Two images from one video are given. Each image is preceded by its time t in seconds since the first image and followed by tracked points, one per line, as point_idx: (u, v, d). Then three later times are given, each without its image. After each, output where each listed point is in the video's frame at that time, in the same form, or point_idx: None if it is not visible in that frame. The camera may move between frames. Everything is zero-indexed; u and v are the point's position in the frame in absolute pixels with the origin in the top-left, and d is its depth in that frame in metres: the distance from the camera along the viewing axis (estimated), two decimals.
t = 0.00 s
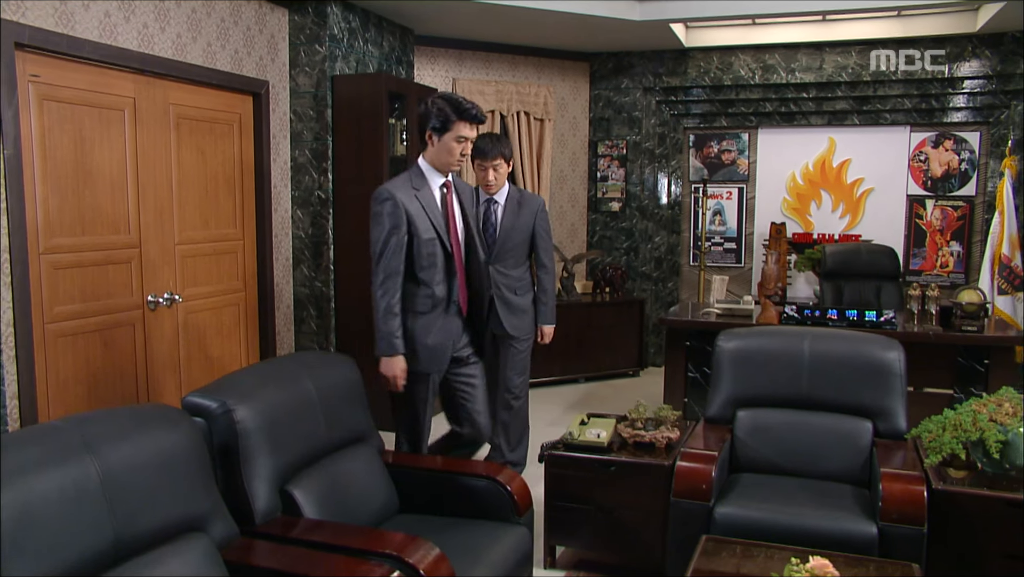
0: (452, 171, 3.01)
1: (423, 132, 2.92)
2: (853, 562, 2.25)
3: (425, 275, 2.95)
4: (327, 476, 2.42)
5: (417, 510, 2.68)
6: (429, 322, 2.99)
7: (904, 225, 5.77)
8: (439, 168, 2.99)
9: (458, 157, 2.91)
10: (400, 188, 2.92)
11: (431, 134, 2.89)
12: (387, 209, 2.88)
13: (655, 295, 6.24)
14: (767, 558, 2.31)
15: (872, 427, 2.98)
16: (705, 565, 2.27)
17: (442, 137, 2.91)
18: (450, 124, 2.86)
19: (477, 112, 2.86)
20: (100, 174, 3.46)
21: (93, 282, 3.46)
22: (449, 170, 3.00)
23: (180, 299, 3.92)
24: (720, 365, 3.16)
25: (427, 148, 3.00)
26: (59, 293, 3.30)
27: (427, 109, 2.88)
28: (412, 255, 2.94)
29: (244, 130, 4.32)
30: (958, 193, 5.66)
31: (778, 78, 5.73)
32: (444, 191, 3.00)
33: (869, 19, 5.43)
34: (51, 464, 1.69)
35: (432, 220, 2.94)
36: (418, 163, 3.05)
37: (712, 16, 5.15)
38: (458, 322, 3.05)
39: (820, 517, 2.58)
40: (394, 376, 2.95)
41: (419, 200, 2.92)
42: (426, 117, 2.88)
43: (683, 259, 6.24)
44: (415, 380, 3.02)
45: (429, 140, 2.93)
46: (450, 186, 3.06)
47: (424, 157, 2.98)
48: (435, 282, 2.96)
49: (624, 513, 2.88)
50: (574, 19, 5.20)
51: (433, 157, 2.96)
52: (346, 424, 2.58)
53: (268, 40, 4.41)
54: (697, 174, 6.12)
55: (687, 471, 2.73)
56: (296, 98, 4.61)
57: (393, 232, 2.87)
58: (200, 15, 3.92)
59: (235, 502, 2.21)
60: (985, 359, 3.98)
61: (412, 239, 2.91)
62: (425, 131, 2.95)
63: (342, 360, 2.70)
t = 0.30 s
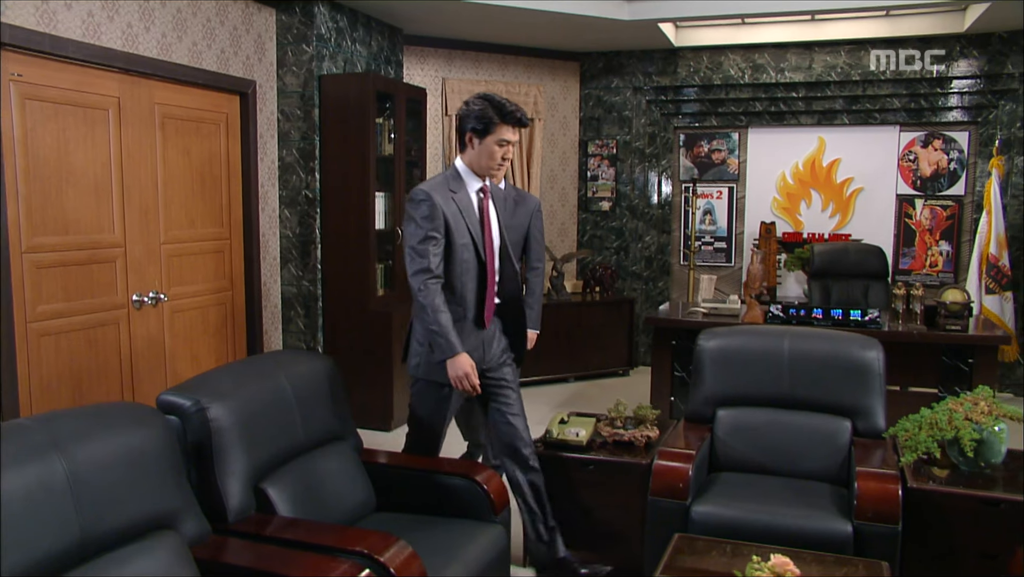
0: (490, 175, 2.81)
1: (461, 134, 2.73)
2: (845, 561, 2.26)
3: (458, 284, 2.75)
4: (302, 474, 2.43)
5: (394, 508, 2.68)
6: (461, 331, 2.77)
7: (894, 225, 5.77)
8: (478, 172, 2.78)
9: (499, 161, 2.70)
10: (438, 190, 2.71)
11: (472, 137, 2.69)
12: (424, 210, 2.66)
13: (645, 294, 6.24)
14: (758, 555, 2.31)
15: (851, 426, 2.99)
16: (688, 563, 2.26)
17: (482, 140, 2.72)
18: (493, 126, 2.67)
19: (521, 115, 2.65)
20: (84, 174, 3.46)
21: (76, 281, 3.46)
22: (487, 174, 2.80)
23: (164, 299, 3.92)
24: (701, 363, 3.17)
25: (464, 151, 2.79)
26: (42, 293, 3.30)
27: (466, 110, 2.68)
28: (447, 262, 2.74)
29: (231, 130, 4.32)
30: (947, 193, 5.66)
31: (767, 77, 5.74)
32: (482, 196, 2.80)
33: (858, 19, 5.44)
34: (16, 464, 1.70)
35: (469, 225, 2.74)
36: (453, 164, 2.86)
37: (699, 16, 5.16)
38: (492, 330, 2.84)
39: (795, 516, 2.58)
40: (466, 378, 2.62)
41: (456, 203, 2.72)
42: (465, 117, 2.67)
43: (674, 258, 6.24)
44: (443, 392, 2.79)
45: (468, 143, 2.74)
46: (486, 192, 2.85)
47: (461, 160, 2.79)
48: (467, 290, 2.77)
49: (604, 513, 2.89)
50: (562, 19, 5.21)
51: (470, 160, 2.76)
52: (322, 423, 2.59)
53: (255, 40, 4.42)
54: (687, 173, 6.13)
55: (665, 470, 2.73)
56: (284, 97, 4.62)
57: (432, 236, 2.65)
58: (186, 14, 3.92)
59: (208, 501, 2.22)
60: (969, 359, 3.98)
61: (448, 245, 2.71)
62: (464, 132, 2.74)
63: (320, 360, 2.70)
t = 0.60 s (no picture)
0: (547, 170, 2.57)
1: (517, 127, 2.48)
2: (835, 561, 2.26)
3: (521, 282, 2.52)
4: (277, 473, 2.44)
5: (371, 507, 2.70)
6: (524, 333, 2.55)
7: (883, 225, 5.77)
8: (536, 168, 2.53)
9: (555, 160, 2.44)
10: (496, 182, 2.49)
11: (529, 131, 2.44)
12: (480, 205, 2.45)
13: (635, 294, 6.24)
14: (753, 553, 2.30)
15: (829, 425, 2.99)
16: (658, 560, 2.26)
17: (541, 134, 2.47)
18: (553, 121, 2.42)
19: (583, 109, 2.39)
20: (68, 173, 3.47)
21: (60, 281, 3.47)
22: (546, 171, 2.55)
23: (150, 298, 3.93)
24: (681, 362, 3.18)
25: (522, 145, 2.55)
26: (25, 293, 3.31)
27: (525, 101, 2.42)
28: (507, 260, 2.51)
29: (218, 129, 4.33)
30: (935, 192, 5.66)
31: (756, 77, 5.75)
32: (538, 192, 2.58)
33: (846, 19, 5.45)
34: None
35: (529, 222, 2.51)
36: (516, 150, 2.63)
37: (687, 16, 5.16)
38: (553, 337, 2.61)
39: (770, 514, 2.59)
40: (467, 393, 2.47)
41: (516, 197, 2.49)
42: (522, 110, 2.43)
43: (664, 258, 6.24)
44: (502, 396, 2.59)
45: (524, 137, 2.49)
46: (543, 187, 2.63)
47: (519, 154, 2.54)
48: (532, 289, 2.53)
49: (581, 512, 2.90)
50: (550, 19, 5.21)
51: (527, 156, 2.51)
52: (298, 422, 2.60)
53: (241, 40, 4.43)
54: (677, 173, 6.13)
55: (641, 468, 2.72)
56: (270, 97, 4.63)
57: (488, 232, 2.44)
58: (171, 15, 3.93)
59: (182, 498, 2.23)
60: (953, 358, 4.00)
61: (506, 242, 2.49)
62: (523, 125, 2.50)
63: (298, 359, 2.72)
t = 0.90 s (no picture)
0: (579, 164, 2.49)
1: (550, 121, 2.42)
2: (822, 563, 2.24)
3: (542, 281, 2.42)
4: (252, 471, 2.45)
5: (347, 506, 2.71)
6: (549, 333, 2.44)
7: (872, 224, 5.78)
8: (570, 164, 2.47)
9: (586, 157, 2.39)
10: (520, 177, 2.42)
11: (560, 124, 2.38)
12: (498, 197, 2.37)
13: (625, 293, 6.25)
14: (737, 554, 2.27)
15: (808, 424, 3.00)
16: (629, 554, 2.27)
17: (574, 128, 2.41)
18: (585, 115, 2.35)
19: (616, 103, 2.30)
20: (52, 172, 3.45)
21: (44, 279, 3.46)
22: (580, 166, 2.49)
23: (136, 298, 3.93)
24: (662, 362, 3.19)
25: (557, 139, 2.49)
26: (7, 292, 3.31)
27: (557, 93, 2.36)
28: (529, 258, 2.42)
29: (204, 129, 4.33)
30: (924, 191, 5.66)
31: (745, 76, 5.76)
32: (570, 186, 2.50)
33: (833, 18, 5.47)
34: None
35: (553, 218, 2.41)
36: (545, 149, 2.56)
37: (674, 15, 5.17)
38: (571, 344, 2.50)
39: (744, 512, 2.60)
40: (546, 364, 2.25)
41: (541, 192, 2.41)
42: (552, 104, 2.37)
43: (654, 257, 6.25)
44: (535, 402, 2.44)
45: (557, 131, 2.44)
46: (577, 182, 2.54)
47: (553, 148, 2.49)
48: (552, 291, 2.44)
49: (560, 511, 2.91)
50: (538, 18, 5.23)
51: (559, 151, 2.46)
52: (274, 419, 2.61)
53: (228, 40, 4.45)
54: (667, 172, 6.15)
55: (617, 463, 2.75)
56: (257, 97, 4.65)
57: (510, 225, 2.35)
58: (155, 15, 3.94)
59: (155, 496, 2.24)
60: (937, 357, 4.01)
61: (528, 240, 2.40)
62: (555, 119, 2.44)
63: (275, 359, 2.72)
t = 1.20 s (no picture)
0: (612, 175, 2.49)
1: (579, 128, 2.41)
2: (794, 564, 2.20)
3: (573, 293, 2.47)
4: (226, 470, 2.46)
5: (324, 503, 2.73)
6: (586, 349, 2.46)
7: (859, 222, 5.78)
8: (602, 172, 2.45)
9: (619, 164, 2.36)
10: (553, 191, 2.41)
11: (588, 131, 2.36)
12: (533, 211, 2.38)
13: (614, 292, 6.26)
14: (727, 553, 2.25)
15: (786, 422, 3.01)
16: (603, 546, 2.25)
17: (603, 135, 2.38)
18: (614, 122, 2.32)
19: (644, 109, 2.26)
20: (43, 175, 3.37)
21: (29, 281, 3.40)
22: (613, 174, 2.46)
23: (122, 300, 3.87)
24: (642, 360, 3.19)
25: (589, 146, 2.46)
26: None
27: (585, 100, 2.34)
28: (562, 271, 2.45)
29: (189, 129, 4.31)
30: (911, 190, 5.67)
31: (733, 76, 5.78)
32: (604, 198, 2.51)
33: (819, 18, 5.49)
34: None
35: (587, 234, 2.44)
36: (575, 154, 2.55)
37: (660, 15, 5.19)
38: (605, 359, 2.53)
39: (720, 510, 2.61)
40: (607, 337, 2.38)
41: (576, 205, 2.42)
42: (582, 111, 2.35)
43: (643, 256, 6.27)
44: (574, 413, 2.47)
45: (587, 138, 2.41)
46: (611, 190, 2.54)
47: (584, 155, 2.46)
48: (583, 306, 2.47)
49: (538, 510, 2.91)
50: (525, 18, 5.24)
51: (591, 159, 2.44)
52: (250, 418, 2.62)
53: (213, 40, 4.46)
54: (656, 171, 6.16)
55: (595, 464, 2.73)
56: (243, 97, 4.67)
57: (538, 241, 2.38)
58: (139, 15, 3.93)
59: (128, 495, 2.25)
60: (919, 356, 4.02)
61: (561, 251, 2.43)
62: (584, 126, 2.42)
63: (252, 358, 2.73)
